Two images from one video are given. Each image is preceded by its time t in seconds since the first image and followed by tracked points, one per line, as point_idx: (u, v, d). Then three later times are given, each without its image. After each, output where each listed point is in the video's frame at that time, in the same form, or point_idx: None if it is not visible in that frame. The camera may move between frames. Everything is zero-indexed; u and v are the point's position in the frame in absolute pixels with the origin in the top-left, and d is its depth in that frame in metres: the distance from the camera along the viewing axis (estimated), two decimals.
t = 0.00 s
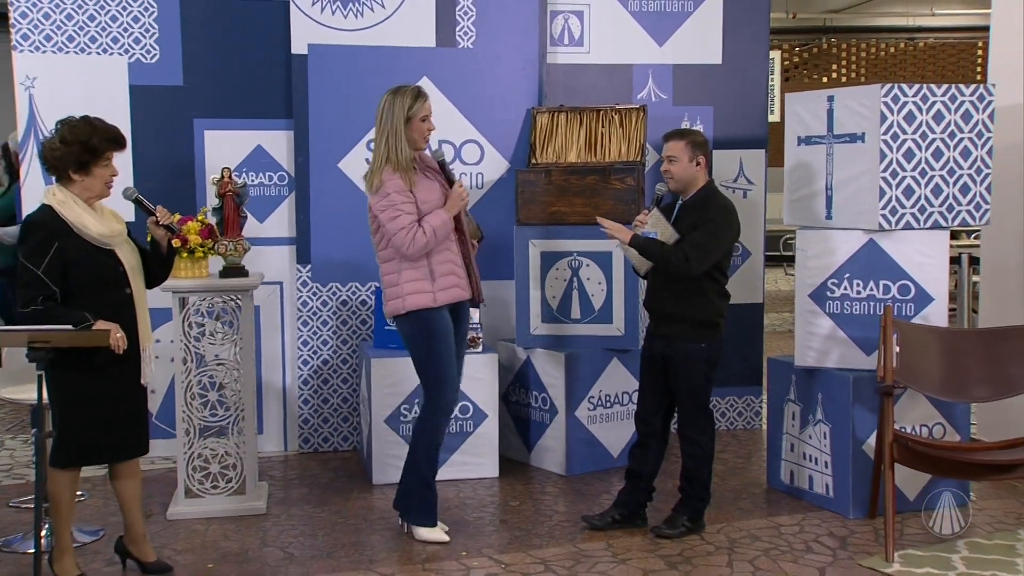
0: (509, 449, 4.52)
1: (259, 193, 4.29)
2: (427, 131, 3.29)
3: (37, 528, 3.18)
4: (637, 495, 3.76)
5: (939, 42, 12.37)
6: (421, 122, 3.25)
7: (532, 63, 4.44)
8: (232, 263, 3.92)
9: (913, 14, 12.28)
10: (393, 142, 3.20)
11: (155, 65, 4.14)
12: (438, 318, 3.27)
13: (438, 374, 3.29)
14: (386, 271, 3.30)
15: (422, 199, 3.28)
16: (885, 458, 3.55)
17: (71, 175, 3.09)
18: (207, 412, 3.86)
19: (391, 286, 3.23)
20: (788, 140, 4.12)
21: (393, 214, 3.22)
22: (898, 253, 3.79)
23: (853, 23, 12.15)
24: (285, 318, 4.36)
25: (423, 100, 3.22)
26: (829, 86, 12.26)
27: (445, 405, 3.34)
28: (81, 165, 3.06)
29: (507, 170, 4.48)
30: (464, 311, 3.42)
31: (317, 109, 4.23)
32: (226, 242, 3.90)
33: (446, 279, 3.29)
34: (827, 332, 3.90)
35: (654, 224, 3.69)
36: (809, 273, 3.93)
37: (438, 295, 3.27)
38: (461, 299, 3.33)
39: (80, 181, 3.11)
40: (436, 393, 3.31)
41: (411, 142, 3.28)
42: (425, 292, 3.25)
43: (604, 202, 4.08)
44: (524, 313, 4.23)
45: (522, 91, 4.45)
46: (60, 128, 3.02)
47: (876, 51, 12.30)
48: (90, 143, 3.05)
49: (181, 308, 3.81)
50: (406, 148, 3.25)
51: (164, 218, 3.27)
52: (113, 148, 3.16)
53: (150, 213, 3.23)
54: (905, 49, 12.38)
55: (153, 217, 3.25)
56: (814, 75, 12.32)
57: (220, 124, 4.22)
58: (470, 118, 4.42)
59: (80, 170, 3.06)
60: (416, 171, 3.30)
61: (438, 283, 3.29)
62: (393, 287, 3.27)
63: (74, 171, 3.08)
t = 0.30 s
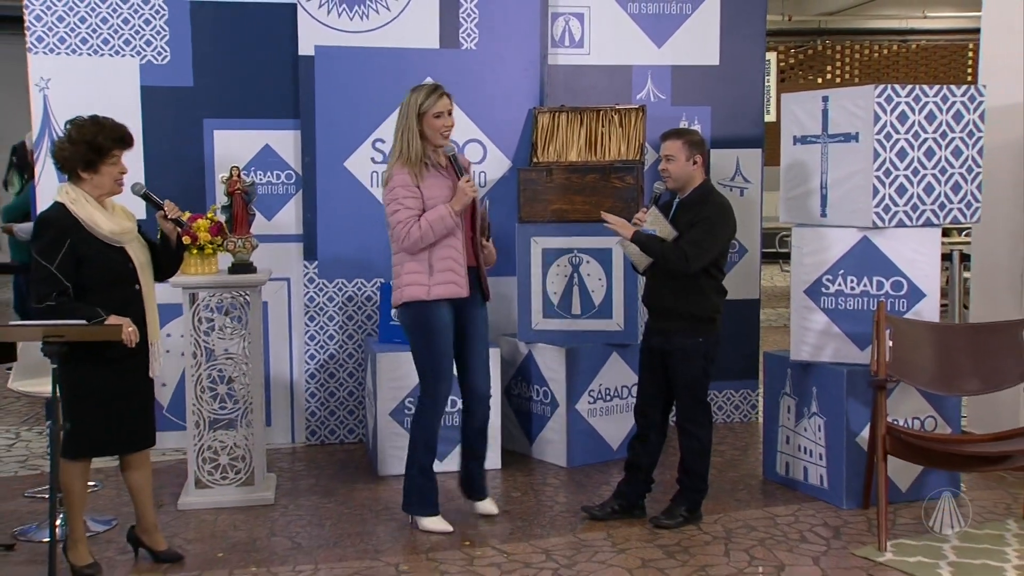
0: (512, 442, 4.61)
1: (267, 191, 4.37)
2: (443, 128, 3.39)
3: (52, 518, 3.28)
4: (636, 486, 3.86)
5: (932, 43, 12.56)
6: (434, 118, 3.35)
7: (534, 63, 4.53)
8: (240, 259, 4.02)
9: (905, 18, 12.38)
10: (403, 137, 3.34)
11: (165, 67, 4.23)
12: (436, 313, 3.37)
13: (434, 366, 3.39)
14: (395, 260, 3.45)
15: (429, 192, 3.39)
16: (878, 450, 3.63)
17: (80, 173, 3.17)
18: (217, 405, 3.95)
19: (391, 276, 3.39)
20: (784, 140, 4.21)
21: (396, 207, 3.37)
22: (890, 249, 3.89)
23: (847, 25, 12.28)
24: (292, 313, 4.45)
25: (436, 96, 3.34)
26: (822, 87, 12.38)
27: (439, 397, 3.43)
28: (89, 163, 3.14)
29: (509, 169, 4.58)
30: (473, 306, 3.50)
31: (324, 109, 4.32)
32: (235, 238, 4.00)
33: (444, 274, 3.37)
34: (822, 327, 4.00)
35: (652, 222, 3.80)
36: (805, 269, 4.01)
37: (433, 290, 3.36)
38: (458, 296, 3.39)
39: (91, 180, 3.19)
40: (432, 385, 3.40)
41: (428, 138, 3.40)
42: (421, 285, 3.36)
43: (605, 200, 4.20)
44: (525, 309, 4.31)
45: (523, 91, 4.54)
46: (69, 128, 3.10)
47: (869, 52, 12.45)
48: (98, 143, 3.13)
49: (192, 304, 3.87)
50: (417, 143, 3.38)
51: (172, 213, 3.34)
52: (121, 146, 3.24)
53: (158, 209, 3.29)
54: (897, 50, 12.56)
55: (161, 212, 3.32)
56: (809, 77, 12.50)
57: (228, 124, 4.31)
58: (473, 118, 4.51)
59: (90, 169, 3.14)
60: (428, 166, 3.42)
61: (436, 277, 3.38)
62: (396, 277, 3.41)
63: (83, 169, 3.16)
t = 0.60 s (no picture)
0: (513, 435, 4.72)
1: (275, 190, 4.50)
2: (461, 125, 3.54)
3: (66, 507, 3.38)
4: (633, 478, 3.96)
5: (921, 46, 12.86)
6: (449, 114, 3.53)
7: (536, 65, 4.62)
8: (247, 256, 4.14)
9: (897, 21, 12.78)
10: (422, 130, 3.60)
11: (175, 69, 4.34)
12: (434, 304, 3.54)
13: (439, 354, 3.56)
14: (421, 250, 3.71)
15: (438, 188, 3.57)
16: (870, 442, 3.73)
17: (90, 171, 3.26)
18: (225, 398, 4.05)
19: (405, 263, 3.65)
20: (778, 140, 4.31)
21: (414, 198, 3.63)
22: (882, 246, 3.99)
23: (839, 29, 12.65)
24: (298, 308, 4.55)
25: (454, 93, 3.52)
26: (816, 88, 12.62)
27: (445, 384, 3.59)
28: (92, 161, 3.21)
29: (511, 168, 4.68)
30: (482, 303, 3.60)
31: (329, 110, 4.42)
32: (243, 236, 4.12)
33: (434, 268, 3.52)
34: (816, 323, 4.10)
35: (650, 219, 3.82)
36: (799, 266, 4.12)
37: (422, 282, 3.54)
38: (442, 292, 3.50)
39: (97, 177, 3.27)
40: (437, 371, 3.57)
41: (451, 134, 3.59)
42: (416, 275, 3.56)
43: (606, 197, 4.34)
44: (526, 304, 4.42)
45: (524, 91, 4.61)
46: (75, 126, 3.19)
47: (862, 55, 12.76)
48: (100, 141, 3.20)
49: (201, 300, 3.99)
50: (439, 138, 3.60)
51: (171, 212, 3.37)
52: (131, 146, 3.28)
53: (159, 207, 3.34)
54: (888, 54, 12.84)
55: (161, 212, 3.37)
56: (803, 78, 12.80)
57: (236, 125, 4.42)
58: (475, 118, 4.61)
59: (93, 167, 3.22)
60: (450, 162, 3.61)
61: (429, 270, 3.54)
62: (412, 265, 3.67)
63: (90, 166, 3.24)
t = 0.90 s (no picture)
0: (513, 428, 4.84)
1: (281, 189, 4.60)
2: (477, 125, 3.75)
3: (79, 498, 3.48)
4: (631, 470, 4.07)
5: (912, 49, 13.10)
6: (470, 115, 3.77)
7: (537, 67, 4.71)
8: (255, 254, 4.23)
9: (889, 24, 13.00)
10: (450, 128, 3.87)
11: (184, 71, 4.45)
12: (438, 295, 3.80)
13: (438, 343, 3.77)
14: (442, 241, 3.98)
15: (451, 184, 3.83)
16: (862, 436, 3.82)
17: (104, 170, 3.34)
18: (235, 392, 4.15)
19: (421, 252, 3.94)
20: (773, 140, 4.41)
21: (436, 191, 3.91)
22: (874, 244, 4.09)
23: (833, 32, 12.82)
24: (304, 305, 4.66)
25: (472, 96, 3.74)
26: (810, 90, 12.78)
27: (446, 373, 3.80)
28: (103, 159, 3.29)
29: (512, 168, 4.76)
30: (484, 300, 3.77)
31: (333, 110, 4.52)
32: (250, 234, 4.21)
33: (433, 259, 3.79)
34: (809, 319, 4.20)
35: (648, 219, 3.91)
36: (793, 263, 4.22)
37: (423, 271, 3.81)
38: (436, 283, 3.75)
39: (112, 175, 3.34)
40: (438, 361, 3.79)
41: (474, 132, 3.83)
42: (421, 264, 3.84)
43: (605, 197, 4.44)
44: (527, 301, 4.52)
45: (524, 93, 4.71)
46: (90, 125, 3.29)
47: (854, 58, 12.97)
48: (108, 139, 3.27)
49: (209, 296, 4.07)
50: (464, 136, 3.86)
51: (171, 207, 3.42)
52: (145, 147, 3.34)
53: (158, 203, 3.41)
54: (880, 56, 13.07)
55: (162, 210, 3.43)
56: (797, 80, 13.02)
57: (244, 125, 4.53)
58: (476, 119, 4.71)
59: (103, 165, 3.30)
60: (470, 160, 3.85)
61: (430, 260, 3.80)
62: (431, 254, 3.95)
63: (104, 165, 3.33)
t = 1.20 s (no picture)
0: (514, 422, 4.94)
1: (287, 189, 4.71)
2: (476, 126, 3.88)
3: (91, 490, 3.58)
4: (629, 464, 4.17)
5: (903, 53, 13.24)
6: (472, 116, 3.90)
7: (537, 69, 4.80)
8: (261, 253, 4.32)
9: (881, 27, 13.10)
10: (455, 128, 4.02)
11: (193, 73, 4.56)
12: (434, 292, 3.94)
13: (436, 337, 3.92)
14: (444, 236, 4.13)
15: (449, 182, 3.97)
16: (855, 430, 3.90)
17: (122, 169, 3.46)
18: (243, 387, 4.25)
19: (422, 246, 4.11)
20: (769, 140, 4.50)
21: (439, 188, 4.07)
22: (867, 243, 4.18)
23: (827, 35, 12.96)
24: (309, 302, 4.77)
25: (474, 98, 3.86)
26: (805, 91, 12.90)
27: (445, 366, 3.92)
28: (117, 159, 3.43)
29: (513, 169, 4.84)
30: (478, 297, 3.89)
31: (338, 112, 4.62)
32: (257, 233, 4.31)
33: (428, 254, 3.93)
34: (804, 316, 4.30)
35: (649, 219, 4.01)
36: (788, 261, 4.32)
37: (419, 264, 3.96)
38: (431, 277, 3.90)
39: (128, 175, 3.46)
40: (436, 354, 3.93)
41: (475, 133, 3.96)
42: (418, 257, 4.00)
43: (604, 197, 4.54)
44: (527, 299, 4.62)
45: (526, 94, 4.81)
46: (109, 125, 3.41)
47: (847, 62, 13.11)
48: (123, 139, 3.39)
49: (217, 293, 4.18)
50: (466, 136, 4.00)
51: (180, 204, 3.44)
52: (159, 147, 3.45)
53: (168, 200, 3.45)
54: (873, 59, 13.19)
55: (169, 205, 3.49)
56: (791, 83, 13.13)
57: (251, 126, 4.64)
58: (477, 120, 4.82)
59: (119, 165, 3.42)
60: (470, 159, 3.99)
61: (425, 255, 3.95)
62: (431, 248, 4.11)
63: (121, 164, 3.44)
